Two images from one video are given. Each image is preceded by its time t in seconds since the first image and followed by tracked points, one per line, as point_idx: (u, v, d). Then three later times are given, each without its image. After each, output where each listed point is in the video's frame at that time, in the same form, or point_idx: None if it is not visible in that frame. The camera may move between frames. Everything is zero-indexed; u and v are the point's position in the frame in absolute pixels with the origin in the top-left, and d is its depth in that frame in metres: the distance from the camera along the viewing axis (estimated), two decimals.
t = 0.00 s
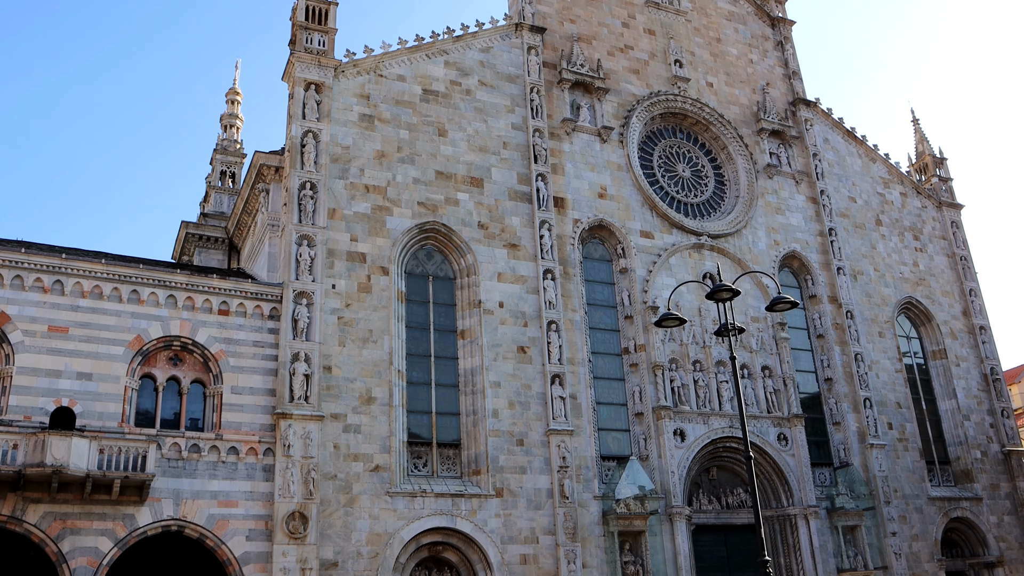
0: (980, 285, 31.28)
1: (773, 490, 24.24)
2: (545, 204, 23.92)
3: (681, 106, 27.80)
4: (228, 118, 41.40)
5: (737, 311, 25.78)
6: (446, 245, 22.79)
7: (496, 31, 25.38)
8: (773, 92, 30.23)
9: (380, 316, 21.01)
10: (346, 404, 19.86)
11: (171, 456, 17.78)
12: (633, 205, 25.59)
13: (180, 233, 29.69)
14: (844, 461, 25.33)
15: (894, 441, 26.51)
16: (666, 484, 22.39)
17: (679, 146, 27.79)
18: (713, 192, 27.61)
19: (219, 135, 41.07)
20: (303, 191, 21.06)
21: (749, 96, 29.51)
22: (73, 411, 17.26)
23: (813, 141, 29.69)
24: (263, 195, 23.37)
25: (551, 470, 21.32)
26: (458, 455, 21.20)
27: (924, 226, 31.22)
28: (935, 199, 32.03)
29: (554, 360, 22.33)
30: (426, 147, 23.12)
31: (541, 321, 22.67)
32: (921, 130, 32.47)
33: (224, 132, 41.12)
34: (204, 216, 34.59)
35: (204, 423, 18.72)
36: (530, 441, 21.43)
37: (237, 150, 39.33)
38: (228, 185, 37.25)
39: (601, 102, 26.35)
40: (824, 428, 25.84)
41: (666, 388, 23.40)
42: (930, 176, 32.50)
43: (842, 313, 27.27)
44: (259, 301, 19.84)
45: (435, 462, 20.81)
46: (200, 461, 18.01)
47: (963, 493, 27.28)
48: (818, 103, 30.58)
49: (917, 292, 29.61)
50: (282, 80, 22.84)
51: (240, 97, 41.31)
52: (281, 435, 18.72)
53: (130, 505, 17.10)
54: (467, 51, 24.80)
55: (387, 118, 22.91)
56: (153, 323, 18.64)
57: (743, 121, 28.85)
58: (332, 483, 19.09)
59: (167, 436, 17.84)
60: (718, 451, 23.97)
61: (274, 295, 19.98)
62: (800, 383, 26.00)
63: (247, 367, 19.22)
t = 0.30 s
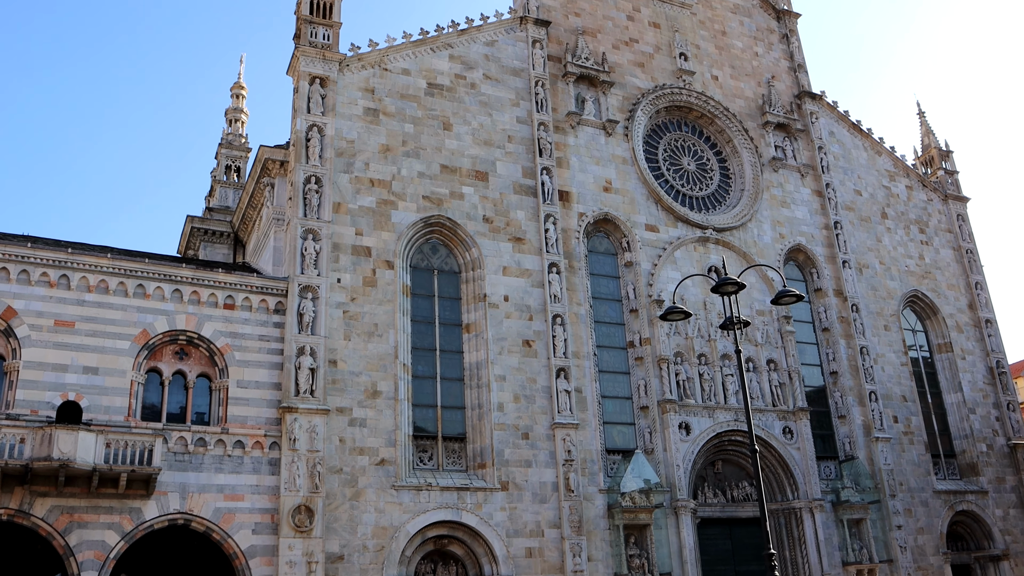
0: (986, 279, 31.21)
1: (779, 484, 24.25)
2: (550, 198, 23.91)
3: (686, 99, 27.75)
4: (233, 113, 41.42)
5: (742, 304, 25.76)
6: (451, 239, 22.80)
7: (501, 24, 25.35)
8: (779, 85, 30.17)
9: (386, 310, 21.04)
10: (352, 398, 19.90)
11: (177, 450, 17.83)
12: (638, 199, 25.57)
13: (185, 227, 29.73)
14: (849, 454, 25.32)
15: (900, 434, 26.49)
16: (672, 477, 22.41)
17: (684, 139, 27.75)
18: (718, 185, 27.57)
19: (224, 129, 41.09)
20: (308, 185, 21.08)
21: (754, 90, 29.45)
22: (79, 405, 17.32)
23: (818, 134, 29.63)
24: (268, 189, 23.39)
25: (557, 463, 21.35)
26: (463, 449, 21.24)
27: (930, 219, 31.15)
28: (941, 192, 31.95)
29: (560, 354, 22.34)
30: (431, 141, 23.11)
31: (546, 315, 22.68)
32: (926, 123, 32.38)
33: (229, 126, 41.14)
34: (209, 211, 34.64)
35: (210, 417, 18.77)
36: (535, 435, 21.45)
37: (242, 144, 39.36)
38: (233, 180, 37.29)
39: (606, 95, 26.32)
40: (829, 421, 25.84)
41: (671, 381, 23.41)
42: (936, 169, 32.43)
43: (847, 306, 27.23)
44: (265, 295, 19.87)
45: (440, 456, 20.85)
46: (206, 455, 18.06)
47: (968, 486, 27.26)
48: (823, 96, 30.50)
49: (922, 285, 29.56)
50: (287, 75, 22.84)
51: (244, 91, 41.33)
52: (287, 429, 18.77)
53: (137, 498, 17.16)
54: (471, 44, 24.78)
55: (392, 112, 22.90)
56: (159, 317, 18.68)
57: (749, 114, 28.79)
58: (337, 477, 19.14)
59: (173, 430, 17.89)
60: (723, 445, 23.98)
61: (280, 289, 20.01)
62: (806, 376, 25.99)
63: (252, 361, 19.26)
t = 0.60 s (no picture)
0: (992, 272, 31.14)
1: (784, 477, 24.27)
2: (555, 191, 23.89)
3: (691, 92, 27.69)
4: (237, 107, 41.42)
5: (747, 297, 25.74)
6: (455, 232, 22.80)
7: (505, 17, 25.30)
8: (784, 78, 30.08)
9: (391, 304, 21.05)
10: (357, 392, 19.93)
11: (183, 444, 17.88)
12: (643, 192, 25.54)
13: (190, 222, 29.77)
14: (854, 448, 25.31)
15: (905, 428, 26.47)
16: (677, 470, 22.43)
17: (689, 133, 27.70)
18: (723, 178, 27.53)
19: (229, 123, 41.09)
20: (313, 179, 21.08)
21: (759, 82, 29.37)
22: (86, 400, 17.38)
23: (824, 127, 29.55)
24: (273, 183, 23.40)
25: (562, 456, 21.37)
26: (468, 443, 21.27)
27: (935, 212, 31.08)
28: (947, 185, 31.86)
29: (565, 347, 22.35)
30: (435, 135, 23.10)
31: (551, 309, 22.68)
32: (932, 116, 32.27)
33: (234, 120, 41.14)
34: (214, 205, 34.66)
35: (216, 411, 18.83)
36: (540, 428, 21.48)
37: (247, 138, 39.37)
38: (238, 174, 37.30)
39: (611, 88, 26.27)
40: (834, 414, 25.82)
41: (676, 374, 23.42)
42: (942, 162, 32.33)
43: (852, 300, 27.20)
44: (270, 289, 19.89)
45: (446, 449, 20.88)
46: (212, 449, 18.11)
47: (974, 480, 27.25)
48: (829, 88, 30.40)
49: (928, 279, 29.50)
50: (291, 68, 22.82)
51: (249, 85, 41.32)
52: (292, 422, 18.81)
53: (143, 492, 17.22)
54: (476, 38, 24.73)
55: (397, 106, 22.88)
56: (165, 312, 18.72)
57: (754, 107, 28.72)
58: (343, 471, 19.17)
59: (179, 424, 17.94)
60: (728, 438, 23.99)
61: (285, 283, 20.03)
62: (811, 370, 25.97)
63: (258, 355, 19.30)
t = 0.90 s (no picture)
0: (998, 265, 31.08)
1: (788, 471, 24.28)
2: (559, 185, 23.88)
3: (696, 85, 27.64)
4: (241, 101, 41.41)
5: (752, 291, 25.73)
6: (460, 226, 22.81)
7: (510, 11, 25.26)
8: (789, 71, 30.01)
9: (396, 298, 21.07)
10: (363, 385, 19.96)
11: (189, 438, 17.93)
12: (648, 185, 25.52)
13: (195, 216, 29.81)
14: (859, 441, 25.31)
15: (910, 421, 26.46)
16: (682, 464, 22.45)
17: (694, 126, 27.67)
18: (728, 171, 27.49)
19: (233, 118, 41.09)
20: (317, 173, 21.09)
21: (764, 75, 29.31)
22: (92, 394, 17.44)
23: (829, 120, 29.48)
24: (278, 177, 23.41)
25: (567, 450, 21.40)
26: (474, 436, 21.30)
27: (941, 205, 31.01)
28: (952, 178, 31.78)
29: (569, 341, 22.36)
30: (440, 128, 23.09)
31: (556, 302, 22.69)
32: (938, 108, 32.19)
33: (239, 115, 41.14)
34: (219, 199, 34.68)
35: (221, 405, 18.88)
36: (545, 422, 21.50)
37: (251, 132, 39.37)
38: (243, 168, 37.31)
39: (616, 82, 26.23)
40: (839, 408, 25.81)
41: (681, 368, 23.42)
42: (948, 155, 32.25)
43: (858, 293, 27.16)
44: (275, 283, 19.92)
45: (451, 443, 20.92)
46: (218, 443, 18.15)
47: (979, 473, 27.24)
48: (834, 81, 30.33)
49: (933, 272, 29.45)
50: (295, 62, 22.81)
51: (254, 79, 41.30)
52: (298, 416, 18.85)
53: (149, 486, 17.27)
54: (480, 31, 24.70)
55: (401, 99, 22.87)
56: (170, 306, 18.76)
57: (759, 100, 28.66)
58: (348, 464, 19.21)
59: (185, 418, 17.99)
60: (733, 432, 24.00)
61: (290, 277, 20.04)
62: (815, 363, 25.96)
63: (263, 349, 19.34)
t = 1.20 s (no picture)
0: (1003, 258, 31.01)
1: (793, 464, 24.28)
2: (564, 179, 23.86)
3: (701, 79, 27.59)
4: (246, 95, 41.41)
5: (757, 284, 25.70)
6: (465, 220, 22.81)
7: (514, 4, 25.21)
8: (794, 64, 29.92)
9: (401, 292, 21.09)
10: (368, 379, 19.99)
11: (195, 432, 17.97)
12: (653, 179, 25.49)
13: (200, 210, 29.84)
14: (864, 435, 25.31)
15: (915, 415, 26.44)
16: (687, 457, 22.46)
17: (699, 119, 27.62)
18: (733, 165, 27.44)
19: (238, 112, 41.11)
20: (322, 167, 21.09)
21: (769, 69, 29.23)
22: (98, 388, 17.49)
23: (834, 113, 29.40)
24: (283, 171, 23.41)
25: (572, 444, 21.42)
26: (478, 430, 21.32)
27: (946, 198, 30.94)
28: (958, 171, 31.69)
29: (574, 335, 22.37)
30: (444, 122, 23.08)
31: (560, 296, 22.69)
32: (944, 101, 32.09)
33: (243, 109, 41.14)
34: (224, 194, 34.71)
35: (227, 399, 18.93)
36: (550, 416, 21.52)
37: (256, 127, 39.38)
38: (247, 162, 37.32)
39: (620, 75, 26.18)
40: (844, 402, 25.80)
41: (686, 361, 23.42)
42: (953, 148, 32.16)
43: (863, 286, 27.13)
44: (280, 278, 19.94)
45: (456, 437, 20.94)
46: (223, 437, 18.19)
47: (984, 467, 27.21)
48: (839, 74, 30.24)
49: (939, 266, 29.39)
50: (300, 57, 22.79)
51: (257, 74, 41.30)
52: (303, 410, 18.88)
53: (155, 479, 17.33)
54: (485, 25, 24.66)
55: (405, 93, 22.86)
56: (175, 300, 18.79)
57: (764, 93, 28.59)
58: (354, 458, 19.25)
59: (190, 412, 18.03)
60: (738, 425, 24.00)
61: (295, 271, 20.06)
62: (820, 357, 25.94)
63: (269, 343, 19.38)
